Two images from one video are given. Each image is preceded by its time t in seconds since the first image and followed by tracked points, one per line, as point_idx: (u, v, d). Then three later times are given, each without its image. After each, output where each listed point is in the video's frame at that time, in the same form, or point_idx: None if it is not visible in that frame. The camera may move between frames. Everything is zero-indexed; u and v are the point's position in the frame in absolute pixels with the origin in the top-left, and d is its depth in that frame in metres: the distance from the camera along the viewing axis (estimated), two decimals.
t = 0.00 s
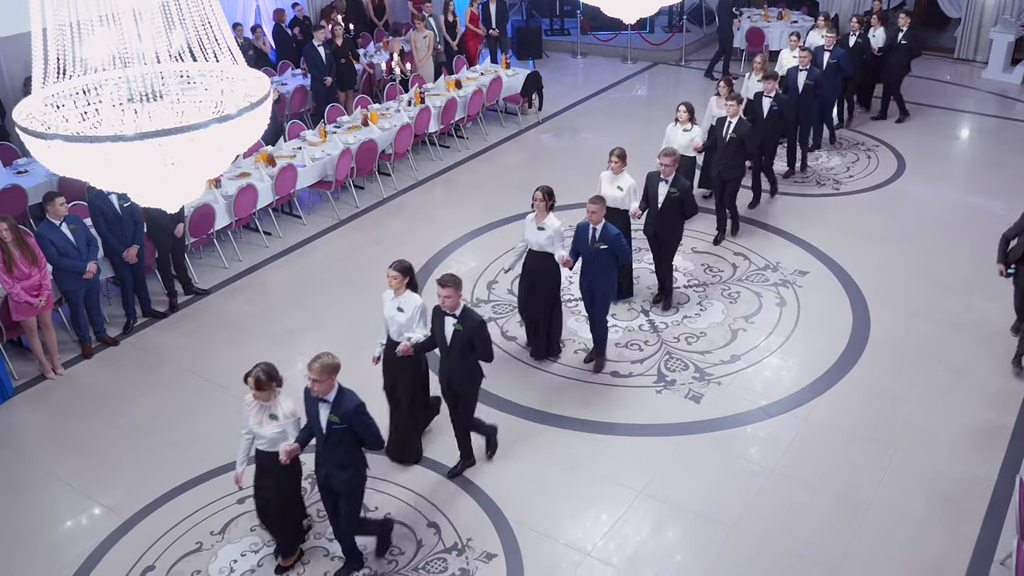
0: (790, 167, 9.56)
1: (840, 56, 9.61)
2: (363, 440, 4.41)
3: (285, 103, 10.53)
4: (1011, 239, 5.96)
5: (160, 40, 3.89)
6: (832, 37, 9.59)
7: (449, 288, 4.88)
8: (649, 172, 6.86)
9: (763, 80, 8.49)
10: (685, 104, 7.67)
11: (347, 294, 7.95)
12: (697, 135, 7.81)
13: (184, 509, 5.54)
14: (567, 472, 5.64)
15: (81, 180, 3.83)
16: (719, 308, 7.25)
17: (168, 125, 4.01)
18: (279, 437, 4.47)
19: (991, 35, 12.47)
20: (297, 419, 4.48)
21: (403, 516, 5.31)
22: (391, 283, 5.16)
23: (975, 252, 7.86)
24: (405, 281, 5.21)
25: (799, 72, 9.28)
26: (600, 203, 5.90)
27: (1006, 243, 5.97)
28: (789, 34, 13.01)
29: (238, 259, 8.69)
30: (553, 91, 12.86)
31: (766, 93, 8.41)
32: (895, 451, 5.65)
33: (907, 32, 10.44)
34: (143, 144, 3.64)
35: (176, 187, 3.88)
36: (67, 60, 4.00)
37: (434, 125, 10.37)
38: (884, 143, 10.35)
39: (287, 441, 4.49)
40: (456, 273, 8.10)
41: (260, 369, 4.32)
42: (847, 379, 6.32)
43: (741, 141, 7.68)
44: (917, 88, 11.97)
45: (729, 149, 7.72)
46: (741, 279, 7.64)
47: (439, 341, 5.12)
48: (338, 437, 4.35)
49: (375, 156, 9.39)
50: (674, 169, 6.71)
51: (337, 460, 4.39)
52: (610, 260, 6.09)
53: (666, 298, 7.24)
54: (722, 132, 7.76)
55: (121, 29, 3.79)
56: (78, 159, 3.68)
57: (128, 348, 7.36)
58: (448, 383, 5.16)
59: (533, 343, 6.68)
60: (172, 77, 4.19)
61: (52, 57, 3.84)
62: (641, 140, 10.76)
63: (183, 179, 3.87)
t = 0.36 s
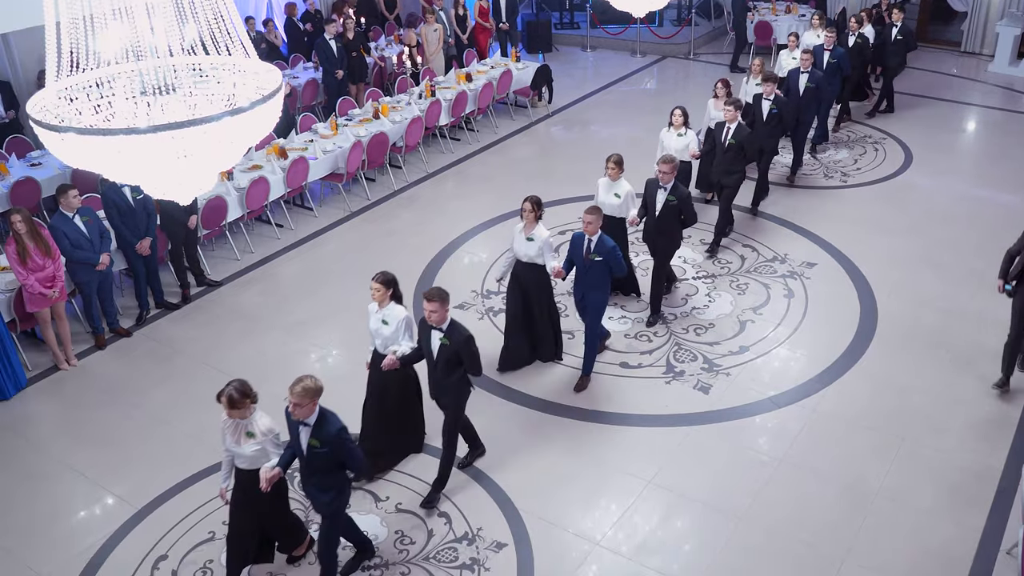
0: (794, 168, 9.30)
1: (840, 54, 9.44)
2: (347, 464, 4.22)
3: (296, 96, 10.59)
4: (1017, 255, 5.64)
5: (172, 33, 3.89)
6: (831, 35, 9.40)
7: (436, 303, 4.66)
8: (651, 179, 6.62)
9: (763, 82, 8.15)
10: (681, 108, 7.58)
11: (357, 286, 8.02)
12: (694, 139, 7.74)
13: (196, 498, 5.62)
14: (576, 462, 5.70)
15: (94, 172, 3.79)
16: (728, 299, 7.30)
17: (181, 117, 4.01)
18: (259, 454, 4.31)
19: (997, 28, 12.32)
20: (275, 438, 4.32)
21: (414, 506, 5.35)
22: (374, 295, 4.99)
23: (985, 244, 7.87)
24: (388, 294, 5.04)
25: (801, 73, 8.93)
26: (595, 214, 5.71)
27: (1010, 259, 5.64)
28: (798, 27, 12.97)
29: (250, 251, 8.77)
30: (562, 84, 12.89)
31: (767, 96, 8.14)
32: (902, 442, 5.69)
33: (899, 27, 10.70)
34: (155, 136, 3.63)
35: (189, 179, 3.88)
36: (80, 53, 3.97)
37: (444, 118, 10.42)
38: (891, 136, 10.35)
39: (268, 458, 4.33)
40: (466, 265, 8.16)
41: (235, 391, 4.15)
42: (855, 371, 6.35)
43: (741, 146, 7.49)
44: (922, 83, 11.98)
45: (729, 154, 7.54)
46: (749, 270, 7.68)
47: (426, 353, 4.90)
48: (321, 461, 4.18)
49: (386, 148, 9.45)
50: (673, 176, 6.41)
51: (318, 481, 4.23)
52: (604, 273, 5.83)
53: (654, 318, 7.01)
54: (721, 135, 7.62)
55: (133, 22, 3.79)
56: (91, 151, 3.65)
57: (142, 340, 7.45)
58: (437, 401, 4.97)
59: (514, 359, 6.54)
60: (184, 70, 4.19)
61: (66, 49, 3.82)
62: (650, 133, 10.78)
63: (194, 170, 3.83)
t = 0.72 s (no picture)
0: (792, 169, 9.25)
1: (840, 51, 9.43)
2: (323, 486, 4.10)
3: (307, 90, 10.66)
4: (1012, 275, 5.47)
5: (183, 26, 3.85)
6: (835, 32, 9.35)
7: (417, 315, 4.56)
8: (648, 179, 6.59)
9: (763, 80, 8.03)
10: (679, 103, 7.55)
11: (367, 278, 8.08)
12: (691, 134, 7.64)
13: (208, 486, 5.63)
14: (584, 454, 5.76)
15: (107, 165, 3.78)
16: (736, 291, 7.34)
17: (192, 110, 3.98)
18: (227, 467, 4.28)
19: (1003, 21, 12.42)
20: (243, 448, 4.29)
21: (424, 497, 5.41)
22: (357, 302, 4.97)
23: (993, 237, 7.88)
24: (370, 300, 5.04)
25: (803, 72, 8.87)
26: (587, 218, 5.61)
27: (1004, 279, 5.48)
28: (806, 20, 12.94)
29: (262, 243, 8.85)
30: (571, 78, 12.91)
31: (768, 93, 8.00)
32: (908, 433, 5.72)
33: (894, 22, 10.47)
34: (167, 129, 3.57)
35: (201, 172, 3.83)
36: (93, 48, 3.95)
37: (454, 111, 10.48)
38: (898, 129, 10.34)
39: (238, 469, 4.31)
40: (475, 258, 8.22)
41: (208, 398, 4.13)
42: (863, 363, 6.38)
43: (738, 144, 7.40)
44: (930, 77, 11.98)
45: (727, 151, 7.46)
46: (756, 263, 7.72)
47: (410, 365, 4.86)
48: (296, 480, 4.05)
49: (397, 141, 9.50)
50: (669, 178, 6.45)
51: (296, 499, 4.13)
52: (596, 278, 5.75)
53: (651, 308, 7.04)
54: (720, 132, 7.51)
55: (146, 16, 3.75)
56: (104, 144, 3.62)
57: (154, 331, 7.54)
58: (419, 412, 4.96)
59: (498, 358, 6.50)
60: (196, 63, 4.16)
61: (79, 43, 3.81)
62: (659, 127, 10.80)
63: (208, 164, 3.82)
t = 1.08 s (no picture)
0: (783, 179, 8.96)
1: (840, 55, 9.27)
2: (293, 519, 3.92)
3: (317, 85, 10.72)
4: (1009, 302, 5.20)
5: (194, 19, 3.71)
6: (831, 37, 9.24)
7: (395, 337, 4.29)
8: (638, 196, 6.42)
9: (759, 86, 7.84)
10: (674, 111, 7.33)
11: (377, 271, 8.15)
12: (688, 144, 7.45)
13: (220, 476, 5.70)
14: (592, 445, 5.81)
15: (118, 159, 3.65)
16: (743, 284, 7.38)
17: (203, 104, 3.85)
18: (207, 494, 4.17)
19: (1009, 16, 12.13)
20: (222, 475, 4.15)
21: (433, 488, 5.48)
22: (338, 323, 4.74)
23: (1000, 229, 7.89)
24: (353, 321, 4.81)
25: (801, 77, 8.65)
26: (569, 231, 5.44)
27: (1002, 308, 5.19)
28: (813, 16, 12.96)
29: (272, 237, 8.93)
30: (579, 72, 12.94)
31: (764, 101, 7.84)
32: (914, 425, 5.76)
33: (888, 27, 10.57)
34: (177, 124, 3.43)
35: (211, 166, 3.69)
36: (104, 42, 3.84)
37: (463, 105, 10.53)
38: (904, 123, 10.34)
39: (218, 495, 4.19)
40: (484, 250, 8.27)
41: (186, 423, 4.00)
42: (869, 355, 6.42)
43: (734, 157, 7.34)
44: (935, 72, 11.95)
45: (723, 162, 7.39)
46: (764, 256, 7.76)
47: (392, 390, 4.56)
48: (267, 513, 3.89)
49: (406, 135, 9.56)
50: (660, 192, 6.28)
51: (269, 533, 3.96)
52: (579, 291, 5.59)
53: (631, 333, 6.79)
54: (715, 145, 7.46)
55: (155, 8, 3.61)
56: (116, 139, 3.49)
57: (166, 323, 7.63)
58: (401, 438, 4.66)
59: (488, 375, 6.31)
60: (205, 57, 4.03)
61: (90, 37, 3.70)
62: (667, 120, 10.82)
63: (218, 158, 3.68)
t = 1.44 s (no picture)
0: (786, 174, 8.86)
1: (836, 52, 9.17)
2: (253, 536, 3.85)
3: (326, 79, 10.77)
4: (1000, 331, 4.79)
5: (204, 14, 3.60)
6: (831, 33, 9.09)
7: (368, 345, 4.23)
8: (625, 195, 6.31)
9: (753, 82, 7.88)
10: (667, 109, 7.29)
11: (385, 265, 8.21)
12: (680, 142, 7.39)
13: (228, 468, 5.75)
14: (599, 438, 5.86)
15: (129, 153, 3.57)
16: (749, 278, 7.41)
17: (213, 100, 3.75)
18: (161, 510, 4.07)
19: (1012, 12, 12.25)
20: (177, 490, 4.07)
21: (441, 481, 5.54)
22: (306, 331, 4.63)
23: (1006, 223, 7.90)
24: (323, 329, 4.72)
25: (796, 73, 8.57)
26: (552, 236, 5.39)
27: (992, 339, 4.78)
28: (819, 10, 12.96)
29: (281, 231, 8.99)
30: (586, 67, 12.96)
31: (756, 97, 7.86)
32: (920, 417, 5.79)
33: (878, 16, 10.52)
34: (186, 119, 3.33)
35: (220, 162, 3.60)
36: (115, 36, 3.76)
37: (471, 100, 10.57)
38: (909, 117, 10.34)
39: (173, 510, 4.10)
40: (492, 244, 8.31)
41: (145, 432, 3.92)
42: (875, 349, 6.45)
43: (725, 152, 7.32)
44: (940, 67, 11.94)
45: (713, 158, 7.36)
46: (770, 250, 7.79)
47: (364, 399, 4.48)
48: (226, 530, 3.82)
49: (414, 130, 9.62)
50: (649, 190, 6.12)
51: (226, 550, 3.89)
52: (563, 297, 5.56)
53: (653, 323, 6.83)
54: (706, 139, 7.44)
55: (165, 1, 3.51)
56: (126, 134, 3.41)
57: (175, 317, 7.70)
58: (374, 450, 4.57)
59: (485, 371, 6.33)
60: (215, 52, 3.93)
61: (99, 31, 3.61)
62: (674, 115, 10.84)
63: (226, 152, 3.58)
